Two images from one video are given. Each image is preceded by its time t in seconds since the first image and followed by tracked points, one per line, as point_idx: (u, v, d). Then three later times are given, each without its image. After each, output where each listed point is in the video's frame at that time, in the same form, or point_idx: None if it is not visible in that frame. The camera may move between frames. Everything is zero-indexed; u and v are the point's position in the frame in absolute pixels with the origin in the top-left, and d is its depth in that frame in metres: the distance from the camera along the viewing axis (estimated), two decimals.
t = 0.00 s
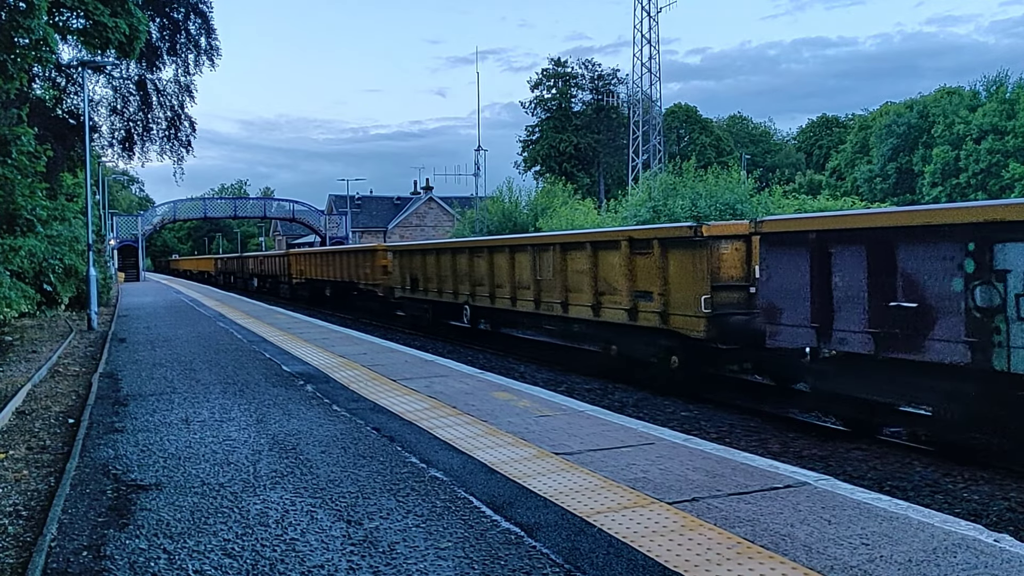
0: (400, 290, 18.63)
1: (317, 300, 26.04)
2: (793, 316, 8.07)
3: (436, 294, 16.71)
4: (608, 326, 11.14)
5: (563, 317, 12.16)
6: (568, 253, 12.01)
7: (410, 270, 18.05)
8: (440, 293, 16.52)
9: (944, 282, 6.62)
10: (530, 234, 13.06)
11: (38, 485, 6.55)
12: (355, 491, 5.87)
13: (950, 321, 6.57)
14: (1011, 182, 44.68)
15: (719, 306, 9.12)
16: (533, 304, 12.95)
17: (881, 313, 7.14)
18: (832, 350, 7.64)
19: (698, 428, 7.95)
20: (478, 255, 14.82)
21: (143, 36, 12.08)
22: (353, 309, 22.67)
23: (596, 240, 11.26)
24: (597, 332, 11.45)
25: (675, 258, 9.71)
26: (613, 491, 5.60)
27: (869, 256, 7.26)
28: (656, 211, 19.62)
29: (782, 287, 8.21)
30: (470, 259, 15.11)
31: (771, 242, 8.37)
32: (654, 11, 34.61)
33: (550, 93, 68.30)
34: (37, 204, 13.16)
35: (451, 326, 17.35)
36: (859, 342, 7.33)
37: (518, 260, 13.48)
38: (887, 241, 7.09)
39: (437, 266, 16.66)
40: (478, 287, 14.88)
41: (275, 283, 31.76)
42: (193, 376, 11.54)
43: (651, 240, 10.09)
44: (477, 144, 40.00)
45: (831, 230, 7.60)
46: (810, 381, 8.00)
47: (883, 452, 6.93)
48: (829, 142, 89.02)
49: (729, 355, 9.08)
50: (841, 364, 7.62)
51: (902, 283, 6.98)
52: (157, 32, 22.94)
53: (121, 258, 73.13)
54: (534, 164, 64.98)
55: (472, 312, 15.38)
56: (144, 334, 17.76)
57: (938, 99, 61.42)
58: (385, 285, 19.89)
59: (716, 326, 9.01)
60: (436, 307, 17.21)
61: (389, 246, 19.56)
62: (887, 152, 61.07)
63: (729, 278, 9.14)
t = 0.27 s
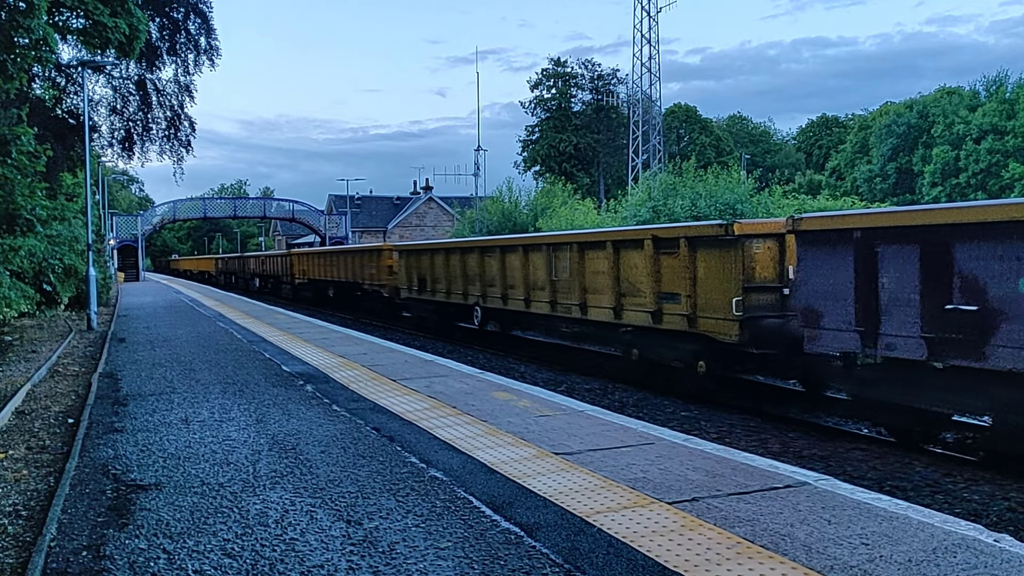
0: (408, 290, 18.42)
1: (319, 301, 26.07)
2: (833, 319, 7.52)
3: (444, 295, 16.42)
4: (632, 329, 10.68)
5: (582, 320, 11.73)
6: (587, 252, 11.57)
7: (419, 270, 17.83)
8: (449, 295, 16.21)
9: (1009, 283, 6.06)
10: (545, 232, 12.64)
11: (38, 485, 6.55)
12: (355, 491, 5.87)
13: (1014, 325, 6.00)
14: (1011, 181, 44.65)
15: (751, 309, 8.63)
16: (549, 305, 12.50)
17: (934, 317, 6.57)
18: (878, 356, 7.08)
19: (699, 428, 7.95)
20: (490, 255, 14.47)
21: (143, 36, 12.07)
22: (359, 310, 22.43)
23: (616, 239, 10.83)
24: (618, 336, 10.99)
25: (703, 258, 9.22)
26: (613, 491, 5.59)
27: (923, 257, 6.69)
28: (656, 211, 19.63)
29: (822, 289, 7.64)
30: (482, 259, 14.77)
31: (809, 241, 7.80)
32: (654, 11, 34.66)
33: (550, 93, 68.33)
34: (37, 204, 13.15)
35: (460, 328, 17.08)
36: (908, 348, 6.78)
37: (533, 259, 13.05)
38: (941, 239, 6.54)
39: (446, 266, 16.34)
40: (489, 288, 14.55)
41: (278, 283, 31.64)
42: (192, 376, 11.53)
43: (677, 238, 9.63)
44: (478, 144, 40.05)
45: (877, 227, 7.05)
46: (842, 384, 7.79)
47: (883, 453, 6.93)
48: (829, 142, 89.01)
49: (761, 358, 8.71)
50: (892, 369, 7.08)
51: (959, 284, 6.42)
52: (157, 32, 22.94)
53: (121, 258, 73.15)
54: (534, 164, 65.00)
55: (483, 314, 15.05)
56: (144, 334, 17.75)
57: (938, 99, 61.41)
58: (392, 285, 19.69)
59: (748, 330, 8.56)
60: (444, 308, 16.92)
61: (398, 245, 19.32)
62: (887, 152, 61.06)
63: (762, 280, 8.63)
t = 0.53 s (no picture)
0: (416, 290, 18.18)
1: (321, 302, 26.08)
2: (880, 321, 7.11)
3: (453, 296, 16.12)
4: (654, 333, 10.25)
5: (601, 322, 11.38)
6: (608, 252, 11.16)
7: (427, 270, 17.57)
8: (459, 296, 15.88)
9: None
10: (563, 231, 12.25)
11: (38, 485, 6.55)
12: (355, 491, 5.87)
13: None
14: (1011, 181, 44.64)
15: (787, 311, 8.25)
16: (566, 306, 12.14)
17: (996, 322, 6.15)
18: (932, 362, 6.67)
19: (699, 428, 7.95)
20: (503, 255, 14.12)
21: (143, 36, 12.07)
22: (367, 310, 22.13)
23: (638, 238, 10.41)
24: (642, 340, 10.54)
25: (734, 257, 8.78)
26: (613, 490, 5.60)
27: (983, 256, 6.26)
28: (656, 211, 19.63)
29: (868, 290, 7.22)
30: (495, 259, 14.45)
31: (856, 239, 7.34)
32: (653, 11, 34.67)
33: (549, 93, 68.34)
34: (37, 204, 13.15)
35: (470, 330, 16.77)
36: (965, 354, 6.37)
37: (549, 260, 12.68)
38: (1003, 237, 6.12)
39: (457, 266, 16.01)
40: (502, 288, 14.25)
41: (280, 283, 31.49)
42: (192, 376, 11.53)
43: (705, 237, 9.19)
44: (477, 144, 40.06)
45: (931, 225, 6.63)
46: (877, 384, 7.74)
47: (882, 453, 6.93)
48: (829, 142, 89.00)
49: (796, 364, 8.33)
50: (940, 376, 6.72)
51: None
52: (157, 32, 22.94)
53: (121, 258, 73.15)
54: (534, 164, 65.00)
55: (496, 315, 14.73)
56: (144, 334, 17.76)
57: (937, 99, 61.39)
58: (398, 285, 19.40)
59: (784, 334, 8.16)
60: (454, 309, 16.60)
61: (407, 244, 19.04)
62: (887, 152, 61.05)
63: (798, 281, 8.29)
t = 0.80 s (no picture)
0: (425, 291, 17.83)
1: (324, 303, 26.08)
2: (932, 327, 6.62)
3: (463, 296, 15.73)
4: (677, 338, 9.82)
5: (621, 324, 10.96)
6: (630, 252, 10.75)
7: (437, 270, 17.19)
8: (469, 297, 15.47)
9: None
10: (582, 231, 11.83)
11: (38, 485, 6.55)
12: (355, 491, 5.88)
13: None
14: (1011, 181, 44.65)
15: (828, 314, 7.82)
16: (585, 308, 11.70)
17: None
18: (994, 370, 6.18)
19: (699, 428, 7.95)
20: (518, 254, 13.69)
21: (143, 36, 12.07)
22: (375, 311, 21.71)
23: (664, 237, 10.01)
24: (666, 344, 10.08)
25: (770, 257, 8.36)
26: (613, 491, 5.60)
27: None
28: (657, 211, 19.66)
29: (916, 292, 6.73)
30: (510, 259, 14.02)
31: (905, 239, 6.86)
32: (653, 11, 34.69)
33: (549, 93, 68.35)
34: (37, 204, 13.16)
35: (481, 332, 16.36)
36: None
37: (568, 259, 12.24)
38: None
39: (467, 267, 15.59)
40: (517, 289, 13.81)
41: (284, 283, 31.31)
42: (193, 376, 11.53)
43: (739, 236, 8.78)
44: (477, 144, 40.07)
45: (993, 221, 6.16)
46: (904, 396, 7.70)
47: (882, 453, 6.93)
48: (829, 142, 89.02)
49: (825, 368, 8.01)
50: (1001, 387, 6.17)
51: None
52: (157, 32, 22.94)
53: (121, 258, 73.16)
54: (534, 164, 65.02)
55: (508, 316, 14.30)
56: (144, 334, 17.77)
57: (937, 99, 61.41)
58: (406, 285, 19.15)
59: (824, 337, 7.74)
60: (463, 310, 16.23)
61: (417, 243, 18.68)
62: (887, 152, 61.08)
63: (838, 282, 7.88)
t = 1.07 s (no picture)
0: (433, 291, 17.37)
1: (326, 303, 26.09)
2: (993, 333, 6.23)
3: (473, 298, 15.24)
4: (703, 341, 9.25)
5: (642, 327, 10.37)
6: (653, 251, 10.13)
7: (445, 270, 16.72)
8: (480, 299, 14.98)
9: None
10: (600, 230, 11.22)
11: (38, 485, 6.55)
12: (355, 491, 5.87)
13: None
14: (1011, 181, 44.62)
15: (873, 317, 7.27)
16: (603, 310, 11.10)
17: None
18: None
19: (699, 428, 7.94)
20: (532, 254, 13.12)
21: (143, 36, 12.07)
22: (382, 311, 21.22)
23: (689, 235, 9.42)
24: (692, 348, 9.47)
25: (807, 258, 7.77)
26: (613, 491, 5.60)
27: None
28: (657, 211, 19.66)
29: (978, 292, 6.34)
30: (523, 259, 13.44)
31: (966, 236, 6.46)
32: (654, 11, 34.77)
33: (549, 93, 68.35)
34: (37, 204, 13.17)
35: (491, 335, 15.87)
36: None
37: (585, 259, 11.64)
38: None
39: (479, 266, 15.08)
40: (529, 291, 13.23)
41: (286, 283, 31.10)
42: (192, 376, 11.53)
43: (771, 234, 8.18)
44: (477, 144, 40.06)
45: None
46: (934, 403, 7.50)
47: (882, 452, 6.93)
48: (829, 142, 89.01)
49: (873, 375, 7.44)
50: None
51: None
52: (157, 32, 22.94)
53: (121, 258, 73.17)
54: (534, 164, 65.02)
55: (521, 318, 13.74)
56: (144, 334, 17.76)
57: (937, 99, 61.41)
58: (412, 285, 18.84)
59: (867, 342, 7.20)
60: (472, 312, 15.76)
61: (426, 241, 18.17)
62: (887, 152, 61.08)
63: (884, 284, 7.31)
